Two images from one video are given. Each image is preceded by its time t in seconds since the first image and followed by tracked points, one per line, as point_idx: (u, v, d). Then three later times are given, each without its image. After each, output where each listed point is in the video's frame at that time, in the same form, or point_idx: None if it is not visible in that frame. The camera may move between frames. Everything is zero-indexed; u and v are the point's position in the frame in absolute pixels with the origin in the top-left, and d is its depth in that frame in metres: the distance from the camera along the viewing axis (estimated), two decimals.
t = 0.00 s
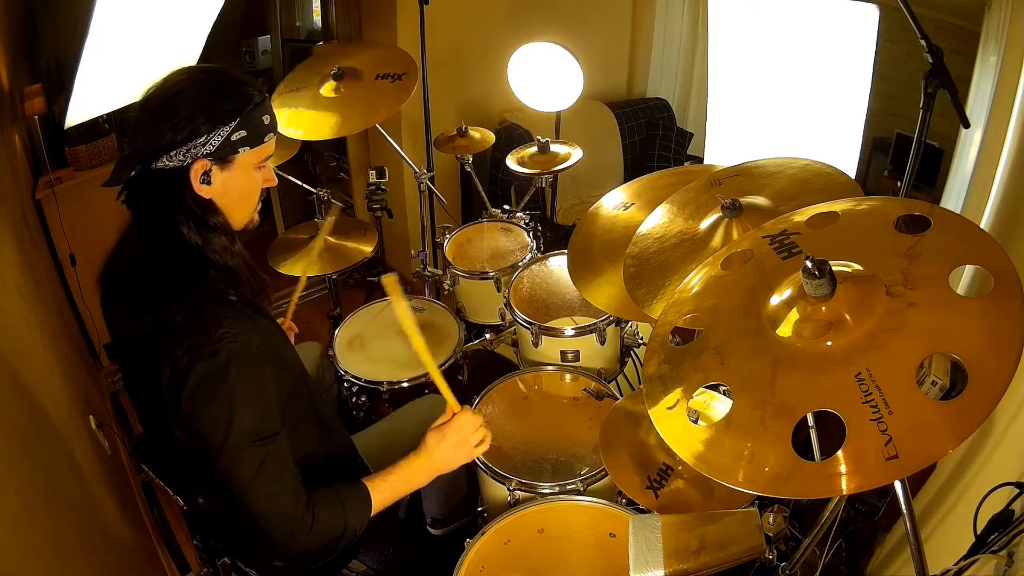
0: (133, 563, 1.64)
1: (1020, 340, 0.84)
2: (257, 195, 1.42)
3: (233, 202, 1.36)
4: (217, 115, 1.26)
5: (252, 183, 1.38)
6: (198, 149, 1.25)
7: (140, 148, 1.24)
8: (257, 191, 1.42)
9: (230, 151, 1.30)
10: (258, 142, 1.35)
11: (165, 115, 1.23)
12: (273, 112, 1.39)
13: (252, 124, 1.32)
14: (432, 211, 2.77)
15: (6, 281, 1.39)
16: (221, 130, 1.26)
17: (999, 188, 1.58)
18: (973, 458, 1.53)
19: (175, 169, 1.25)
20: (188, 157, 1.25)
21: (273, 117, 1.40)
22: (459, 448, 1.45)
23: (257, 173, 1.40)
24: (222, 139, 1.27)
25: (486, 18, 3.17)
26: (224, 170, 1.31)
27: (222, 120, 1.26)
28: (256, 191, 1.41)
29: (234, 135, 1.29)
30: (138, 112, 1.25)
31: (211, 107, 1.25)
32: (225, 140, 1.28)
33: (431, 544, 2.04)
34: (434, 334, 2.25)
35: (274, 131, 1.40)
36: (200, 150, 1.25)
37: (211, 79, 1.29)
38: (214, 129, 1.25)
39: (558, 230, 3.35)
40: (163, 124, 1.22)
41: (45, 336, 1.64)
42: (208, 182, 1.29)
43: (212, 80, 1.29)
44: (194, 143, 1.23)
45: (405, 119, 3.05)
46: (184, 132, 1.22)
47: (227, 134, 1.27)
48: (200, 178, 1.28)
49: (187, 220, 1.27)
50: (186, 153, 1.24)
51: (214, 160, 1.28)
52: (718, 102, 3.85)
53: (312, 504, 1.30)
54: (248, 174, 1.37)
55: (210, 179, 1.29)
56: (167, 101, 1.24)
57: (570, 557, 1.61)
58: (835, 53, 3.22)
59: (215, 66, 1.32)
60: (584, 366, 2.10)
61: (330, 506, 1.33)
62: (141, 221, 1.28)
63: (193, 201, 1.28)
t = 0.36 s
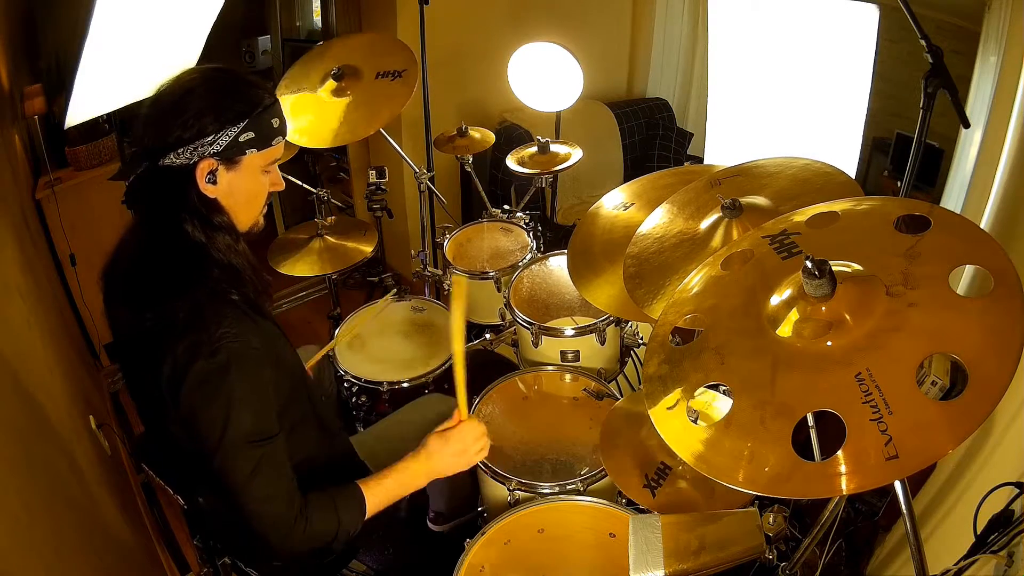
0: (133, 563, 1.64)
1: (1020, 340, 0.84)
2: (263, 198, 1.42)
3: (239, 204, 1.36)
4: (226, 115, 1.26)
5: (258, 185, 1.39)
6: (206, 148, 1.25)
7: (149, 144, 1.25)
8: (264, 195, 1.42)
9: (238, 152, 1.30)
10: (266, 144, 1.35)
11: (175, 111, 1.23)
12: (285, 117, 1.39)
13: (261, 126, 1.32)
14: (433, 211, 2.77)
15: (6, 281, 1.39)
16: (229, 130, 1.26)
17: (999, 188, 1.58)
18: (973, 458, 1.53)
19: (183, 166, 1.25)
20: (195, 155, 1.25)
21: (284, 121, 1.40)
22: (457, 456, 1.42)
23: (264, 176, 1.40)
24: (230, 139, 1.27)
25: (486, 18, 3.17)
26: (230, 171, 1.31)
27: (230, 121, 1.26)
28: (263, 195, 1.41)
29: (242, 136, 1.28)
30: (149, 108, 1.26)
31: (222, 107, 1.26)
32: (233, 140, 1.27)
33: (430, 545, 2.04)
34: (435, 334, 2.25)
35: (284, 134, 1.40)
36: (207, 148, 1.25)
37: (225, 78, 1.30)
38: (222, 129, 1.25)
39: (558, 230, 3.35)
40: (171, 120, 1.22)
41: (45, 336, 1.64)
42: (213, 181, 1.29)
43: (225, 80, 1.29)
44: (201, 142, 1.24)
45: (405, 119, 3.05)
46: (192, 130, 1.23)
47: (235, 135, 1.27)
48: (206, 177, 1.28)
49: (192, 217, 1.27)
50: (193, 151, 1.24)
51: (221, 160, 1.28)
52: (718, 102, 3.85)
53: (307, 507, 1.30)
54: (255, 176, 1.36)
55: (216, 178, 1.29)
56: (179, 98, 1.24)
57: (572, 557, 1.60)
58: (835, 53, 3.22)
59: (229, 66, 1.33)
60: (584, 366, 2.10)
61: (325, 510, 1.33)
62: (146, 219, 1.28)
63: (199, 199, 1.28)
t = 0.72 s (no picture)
0: (134, 563, 1.64)
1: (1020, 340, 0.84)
2: (248, 203, 1.41)
3: (218, 207, 1.36)
4: (195, 112, 1.29)
5: (238, 188, 1.38)
6: (174, 146, 1.27)
7: (133, 149, 1.29)
8: (248, 199, 1.41)
9: (207, 149, 1.31)
10: (239, 142, 1.36)
11: (150, 113, 1.28)
12: (260, 115, 1.41)
13: (231, 123, 1.33)
14: (433, 211, 2.77)
15: (6, 281, 1.39)
16: (194, 127, 1.28)
17: (999, 188, 1.58)
18: (973, 458, 1.53)
19: (158, 166, 1.28)
20: (166, 153, 1.27)
21: (261, 120, 1.42)
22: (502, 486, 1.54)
23: (247, 177, 1.40)
24: (197, 136, 1.29)
25: (486, 18, 3.17)
26: (205, 170, 1.32)
27: (197, 117, 1.28)
28: (246, 198, 1.40)
29: (209, 133, 1.30)
30: (133, 116, 1.31)
31: (194, 105, 1.29)
32: (200, 138, 1.29)
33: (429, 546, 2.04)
34: (434, 334, 2.25)
35: (261, 132, 1.41)
36: (175, 146, 1.27)
37: (203, 81, 1.34)
38: (188, 126, 1.28)
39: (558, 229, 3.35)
40: (147, 123, 1.27)
41: (45, 336, 1.64)
42: (186, 181, 1.30)
43: (201, 82, 1.34)
44: (169, 140, 1.26)
45: (406, 119, 3.05)
46: (162, 129, 1.26)
47: (201, 131, 1.29)
48: (177, 177, 1.28)
49: (174, 220, 1.29)
50: (164, 149, 1.27)
51: (191, 159, 1.29)
52: (718, 102, 3.85)
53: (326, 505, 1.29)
54: (232, 176, 1.36)
55: (188, 178, 1.30)
56: (153, 101, 1.29)
57: (571, 558, 1.61)
58: (834, 52, 3.22)
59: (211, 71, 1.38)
60: (583, 366, 2.10)
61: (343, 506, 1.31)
62: (138, 221, 1.30)
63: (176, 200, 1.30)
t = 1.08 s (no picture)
0: (133, 564, 1.64)
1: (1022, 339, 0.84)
2: (233, 201, 1.40)
3: (204, 209, 1.36)
4: (176, 115, 1.29)
5: (222, 189, 1.37)
6: (157, 150, 1.28)
7: (120, 152, 1.31)
8: (231, 199, 1.40)
9: (190, 151, 1.31)
10: (221, 142, 1.35)
11: (134, 118, 1.29)
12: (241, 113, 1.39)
13: (211, 124, 1.32)
14: (433, 211, 2.77)
15: (6, 281, 1.39)
16: (175, 129, 1.28)
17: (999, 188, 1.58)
18: (973, 458, 1.53)
19: (143, 170, 1.30)
20: (149, 158, 1.28)
21: (243, 119, 1.40)
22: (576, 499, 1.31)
23: (230, 177, 1.39)
24: (178, 138, 1.29)
25: (486, 18, 3.17)
26: (189, 173, 1.32)
27: (178, 119, 1.28)
28: (229, 198, 1.39)
29: (191, 135, 1.30)
30: (118, 119, 1.32)
31: (171, 109, 1.29)
32: (182, 140, 1.29)
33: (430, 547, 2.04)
34: (434, 334, 2.25)
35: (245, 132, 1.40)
36: (158, 150, 1.28)
37: (186, 83, 1.34)
38: (170, 130, 1.28)
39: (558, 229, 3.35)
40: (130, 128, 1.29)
41: (45, 336, 1.64)
42: (170, 184, 1.31)
43: (183, 84, 1.34)
44: (151, 144, 1.27)
45: (406, 118, 3.05)
46: (145, 134, 1.27)
47: (182, 134, 1.29)
48: (161, 181, 1.30)
49: (164, 223, 1.31)
50: (147, 154, 1.28)
51: (175, 162, 1.30)
52: (718, 103, 3.85)
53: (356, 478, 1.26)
54: (217, 176, 1.36)
55: (172, 181, 1.30)
56: (136, 105, 1.30)
57: (570, 557, 1.62)
58: (834, 53, 3.22)
59: (194, 73, 1.38)
60: (584, 366, 2.10)
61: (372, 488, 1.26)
62: (131, 222, 1.32)
63: (162, 203, 1.31)
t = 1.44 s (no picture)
0: (133, 563, 1.64)
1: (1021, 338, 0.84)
2: (250, 193, 1.43)
3: (229, 201, 1.38)
4: (213, 114, 1.28)
5: (245, 182, 1.40)
6: (196, 147, 1.27)
7: (135, 146, 1.25)
8: (250, 190, 1.43)
9: (227, 148, 1.32)
10: (251, 140, 1.38)
11: (161, 112, 1.23)
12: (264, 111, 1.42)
13: (246, 122, 1.35)
14: (433, 211, 2.77)
15: (6, 281, 1.39)
16: (217, 128, 1.28)
17: (999, 189, 1.58)
18: (973, 459, 1.53)
19: (173, 167, 1.27)
20: (187, 154, 1.27)
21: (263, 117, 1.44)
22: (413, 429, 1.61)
23: (250, 171, 1.42)
24: (219, 136, 1.29)
25: (486, 18, 3.17)
26: (220, 168, 1.33)
27: (218, 117, 1.29)
28: (249, 189, 1.43)
29: (230, 133, 1.32)
30: (133, 111, 1.25)
31: (206, 107, 1.27)
32: (222, 137, 1.30)
33: (430, 548, 2.04)
34: (434, 334, 2.25)
35: (265, 129, 1.43)
36: (198, 147, 1.27)
37: (208, 78, 1.31)
38: (210, 128, 1.28)
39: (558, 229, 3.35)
40: (157, 123, 1.23)
41: (45, 336, 1.64)
42: (205, 180, 1.31)
43: (205, 79, 1.31)
44: (191, 141, 1.25)
45: (406, 118, 3.05)
46: (181, 132, 1.25)
47: (224, 132, 1.30)
48: (198, 177, 1.30)
49: (184, 221, 1.29)
50: (184, 151, 1.26)
51: (212, 158, 1.31)
52: (718, 103, 3.85)
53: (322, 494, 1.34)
54: (242, 172, 1.38)
55: (207, 177, 1.31)
56: (162, 99, 1.25)
57: (570, 557, 1.62)
58: (834, 53, 3.22)
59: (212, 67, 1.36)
60: (583, 366, 2.10)
61: (333, 501, 1.35)
62: (137, 218, 1.29)
63: (192, 198, 1.30)
